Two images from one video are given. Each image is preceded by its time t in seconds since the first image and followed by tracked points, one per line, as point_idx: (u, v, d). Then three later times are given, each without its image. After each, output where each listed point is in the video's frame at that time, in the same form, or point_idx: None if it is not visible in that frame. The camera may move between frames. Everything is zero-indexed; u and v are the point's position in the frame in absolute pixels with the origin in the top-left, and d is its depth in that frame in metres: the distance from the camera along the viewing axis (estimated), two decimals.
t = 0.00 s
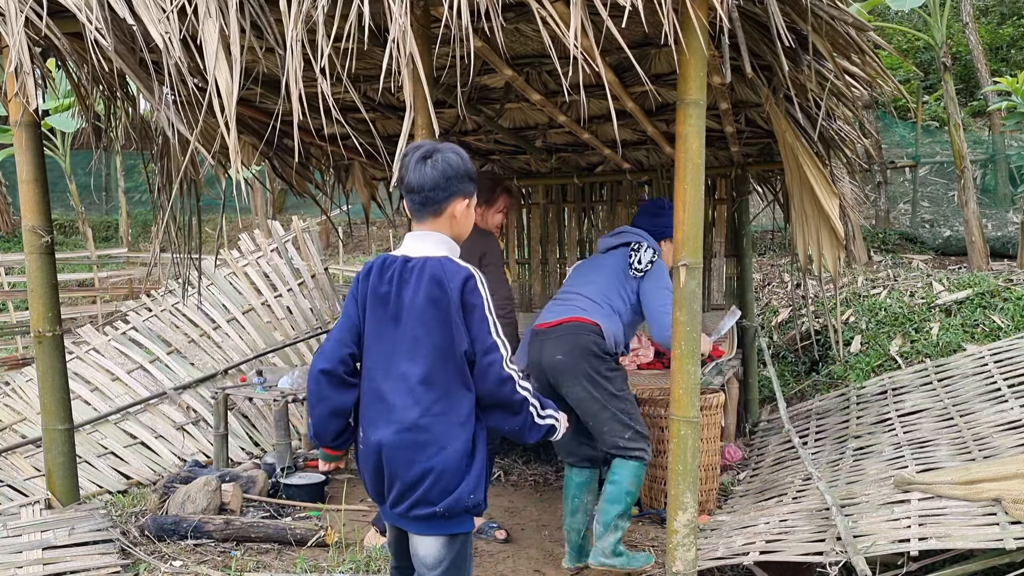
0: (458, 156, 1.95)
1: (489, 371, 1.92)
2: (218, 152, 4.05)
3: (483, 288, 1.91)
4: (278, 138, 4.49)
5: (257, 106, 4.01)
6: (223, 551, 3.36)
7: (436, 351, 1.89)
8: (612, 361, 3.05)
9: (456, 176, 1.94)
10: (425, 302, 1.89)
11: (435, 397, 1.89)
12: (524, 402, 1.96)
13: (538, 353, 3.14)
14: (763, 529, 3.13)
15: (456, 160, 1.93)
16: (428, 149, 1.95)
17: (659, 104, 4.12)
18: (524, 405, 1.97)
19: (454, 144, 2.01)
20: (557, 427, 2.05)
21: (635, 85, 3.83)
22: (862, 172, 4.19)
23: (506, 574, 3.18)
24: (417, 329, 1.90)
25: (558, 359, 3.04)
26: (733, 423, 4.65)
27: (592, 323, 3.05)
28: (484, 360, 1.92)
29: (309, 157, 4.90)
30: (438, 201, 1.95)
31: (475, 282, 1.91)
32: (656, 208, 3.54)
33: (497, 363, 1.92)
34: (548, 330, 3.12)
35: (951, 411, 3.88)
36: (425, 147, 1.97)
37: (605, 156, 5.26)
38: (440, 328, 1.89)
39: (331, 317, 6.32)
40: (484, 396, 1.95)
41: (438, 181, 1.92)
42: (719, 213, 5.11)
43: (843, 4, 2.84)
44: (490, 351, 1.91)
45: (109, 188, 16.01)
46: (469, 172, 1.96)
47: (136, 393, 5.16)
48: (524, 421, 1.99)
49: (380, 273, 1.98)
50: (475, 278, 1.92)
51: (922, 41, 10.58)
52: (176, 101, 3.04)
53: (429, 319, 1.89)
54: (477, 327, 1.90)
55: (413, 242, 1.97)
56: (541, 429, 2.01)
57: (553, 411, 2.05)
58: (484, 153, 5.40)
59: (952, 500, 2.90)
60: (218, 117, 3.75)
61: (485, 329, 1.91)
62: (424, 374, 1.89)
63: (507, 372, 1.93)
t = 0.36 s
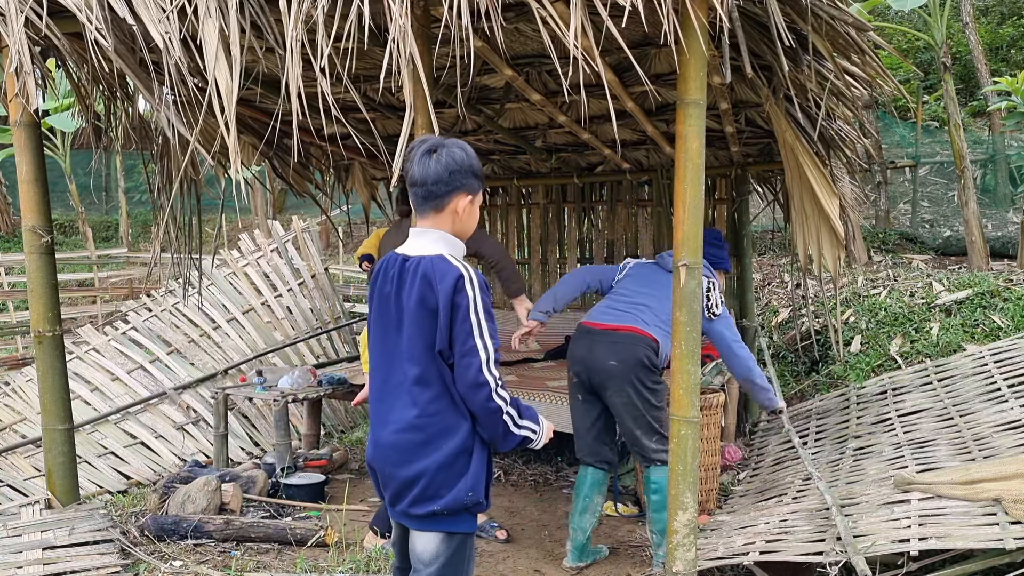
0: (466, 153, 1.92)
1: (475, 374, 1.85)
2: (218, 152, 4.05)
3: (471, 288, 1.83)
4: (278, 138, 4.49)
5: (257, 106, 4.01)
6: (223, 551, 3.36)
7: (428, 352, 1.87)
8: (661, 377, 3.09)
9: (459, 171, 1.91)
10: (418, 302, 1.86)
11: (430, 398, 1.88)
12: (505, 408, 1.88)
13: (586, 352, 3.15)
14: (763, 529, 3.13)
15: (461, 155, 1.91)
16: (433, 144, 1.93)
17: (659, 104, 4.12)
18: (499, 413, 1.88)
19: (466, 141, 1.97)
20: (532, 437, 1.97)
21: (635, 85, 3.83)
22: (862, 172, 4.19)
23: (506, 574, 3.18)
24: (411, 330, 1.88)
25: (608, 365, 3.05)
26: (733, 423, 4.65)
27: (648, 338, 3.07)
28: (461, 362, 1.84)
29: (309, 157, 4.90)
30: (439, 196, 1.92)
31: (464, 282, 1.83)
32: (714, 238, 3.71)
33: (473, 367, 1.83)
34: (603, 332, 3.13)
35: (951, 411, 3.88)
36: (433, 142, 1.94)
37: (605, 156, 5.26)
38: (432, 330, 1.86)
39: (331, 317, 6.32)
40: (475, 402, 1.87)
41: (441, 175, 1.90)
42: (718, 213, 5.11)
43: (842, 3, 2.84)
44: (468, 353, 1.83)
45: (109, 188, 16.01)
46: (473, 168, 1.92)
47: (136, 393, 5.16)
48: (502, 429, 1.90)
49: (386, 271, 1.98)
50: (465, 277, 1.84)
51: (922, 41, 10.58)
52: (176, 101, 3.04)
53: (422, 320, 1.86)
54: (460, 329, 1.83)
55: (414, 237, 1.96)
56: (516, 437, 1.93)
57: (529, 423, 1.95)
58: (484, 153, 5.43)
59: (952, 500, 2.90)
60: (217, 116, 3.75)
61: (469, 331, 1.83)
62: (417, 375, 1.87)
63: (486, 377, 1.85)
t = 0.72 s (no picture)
0: (471, 154, 1.92)
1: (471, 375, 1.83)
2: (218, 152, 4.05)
3: (471, 288, 1.82)
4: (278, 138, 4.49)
5: (257, 106, 4.01)
6: (223, 551, 3.36)
7: (430, 353, 1.87)
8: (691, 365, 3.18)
9: (465, 172, 1.91)
10: (419, 303, 1.86)
11: (432, 399, 1.88)
12: (503, 410, 1.87)
13: (623, 343, 3.20)
14: (763, 530, 3.13)
15: (466, 156, 1.91)
16: (439, 145, 1.93)
17: (659, 104, 4.12)
18: (496, 417, 1.86)
19: (471, 142, 1.97)
20: (530, 445, 1.94)
21: (635, 85, 3.83)
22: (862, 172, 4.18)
23: (506, 574, 3.18)
24: (413, 332, 1.88)
25: (648, 351, 3.10)
26: (733, 423, 4.65)
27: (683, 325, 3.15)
28: (459, 363, 1.83)
29: (309, 157, 4.90)
30: (444, 196, 1.92)
31: (463, 283, 1.83)
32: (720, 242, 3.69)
33: (470, 368, 1.82)
34: (638, 321, 3.20)
35: (951, 411, 3.88)
36: (438, 142, 1.94)
37: (605, 156, 5.26)
38: (432, 331, 1.86)
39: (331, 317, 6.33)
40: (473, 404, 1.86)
41: (446, 175, 1.90)
42: (719, 213, 5.11)
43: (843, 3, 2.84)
44: (466, 354, 1.82)
45: (109, 188, 16.02)
46: (479, 169, 1.92)
47: (136, 393, 5.16)
48: (500, 433, 1.88)
49: (391, 273, 1.98)
50: (464, 278, 1.83)
51: (922, 41, 10.58)
52: (176, 101, 3.04)
53: (423, 321, 1.86)
54: (458, 331, 1.82)
55: (419, 238, 1.96)
56: (514, 443, 1.91)
57: (528, 430, 1.92)
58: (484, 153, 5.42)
59: (952, 501, 2.90)
60: (217, 116, 3.75)
61: (467, 333, 1.82)
62: (420, 376, 1.87)
63: (483, 380, 1.83)
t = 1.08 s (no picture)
0: (468, 153, 1.92)
1: (479, 376, 1.83)
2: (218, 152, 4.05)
3: (476, 288, 1.82)
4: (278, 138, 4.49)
5: (257, 106, 4.01)
6: (223, 551, 3.36)
7: (434, 354, 1.87)
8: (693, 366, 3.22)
9: (462, 170, 1.91)
10: (423, 303, 1.86)
11: (437, 401, 1.88)
12: (509, 410, 1.87)
13: (627, 341, 3.31)
14: (763, 530, 3.12)
15: (463, 153, 1.91)
16: (435, 143, 1.93)
17: (659, 104, 4.12)
18: (502, 416, 1.86)
19: (467, 141, 1.97)
20: (533, 442, 1.96)
21: (635, 85, 3.83)
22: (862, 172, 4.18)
23: (506, 574, 3.18)
24: (417, 333, 1.87)
25: (649, 348, 3.21)
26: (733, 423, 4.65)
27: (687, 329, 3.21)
28: (465, 364, 1.83)
29: (309, 158, 4.90)
30: (442, 195, 1.92)
31: (468, 283, 1.83)
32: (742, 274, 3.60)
33: (478, 368, 1.82)
34: (640, 322, 3.30)
35: (950, 411, 3.88)
36: (434, 141, 1.94)
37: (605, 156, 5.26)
38: (437, 332, 1.85)
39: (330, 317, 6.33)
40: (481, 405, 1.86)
41: (444, 174, 1.90)
42: (719, 213, 5.11)
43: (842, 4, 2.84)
44: (472, 354, 1.82)
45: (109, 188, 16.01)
46: (476, 167, 1.92)
47: (136, 393, 5.16)
48: (504, 432, 1.89)
49: (391, 274, 1.98)
50: (470, 278, 1.84)
51: (922, 41, 10.59)
52: (175, 101, 3.04)
53: (427, 322, 1.86)
54: (464, 331, 1.82)
55: (416, 238, 1.97)
56: (519, 442, 1.92)
57: (531, 428, 1.94)
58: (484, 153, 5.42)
59: (953, 502, 2.89)
60: (217, 116, 3.75)
61: (473, 333, 1.82)
62: (425, 377, 1.87)
63: (490, 379, 1.83)
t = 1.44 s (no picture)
0: (463, 151, 1.91)
1: (468, 378, 1.82)
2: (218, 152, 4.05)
3: (464, 290, 1.82)
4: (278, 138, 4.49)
5: (257, 106, 4.01)
6: (223, 551, 3.36)
7: (426, 357, 1.87)
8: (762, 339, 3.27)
9: (458, 169, 1.91)
10: (415, 306, 1.86)
11: (429, 403, 1.88)
12: (500, 413, 1.86)
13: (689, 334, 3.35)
14: (762, 532, 3.12)
15: (458, 152, 1.91)
16: (430, 143, 1.92)
17: (659, 104, 4.12)
18: (493, 419, 1.86)
19: (461, 140, 1.97)
20: (529, 446, 1.94)
21: (635, 85, 3.83)
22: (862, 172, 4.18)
23: (506, 574, 3.18)
24: (410, 336, 1.88)
25: (712, 336, 3.25)
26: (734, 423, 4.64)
27: (744, 306, 3.24)
28: (455, 366, 1.83)
29: (309, 157, 4.90)
30: (438, 195, 1.92)
31: (456, 285, 1.82)
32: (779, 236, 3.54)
33: (467, 371, 1.82)
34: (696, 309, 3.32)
35: (951, 412, 3.87)
36: (428, 140, 1.94)
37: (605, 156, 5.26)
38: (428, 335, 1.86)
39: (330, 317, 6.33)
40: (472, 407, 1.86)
41: (439, 174, 1.90)
42: (718, 213, 5.12)
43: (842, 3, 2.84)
44: (461, 357, 1.81)
45: (109, 189, 16.01)
46: (472, 166, 1.92)
47: (136, 394, 5.16)
48: (497, 435, 1.88)
49: (388, 277, 1.98)
50: (458, 280, 1.83)
51: (922, 41, 10.59)
52: (175, 101, 3.03)
53: (417, 325, 1.86)
54: (453, 333, 1.82)
55: (412, 239, 1.97)
56: (513, 445, 1.91)
57: (527, 431, 1.92)
58: (484, 153, 5.42)
59: (953, 506, 2.88)
60: (217, 116, 3.75)
61: (463, 335, 1.81)
62: (417, 380, 1.88)
63: (480, 382, 1.83)
